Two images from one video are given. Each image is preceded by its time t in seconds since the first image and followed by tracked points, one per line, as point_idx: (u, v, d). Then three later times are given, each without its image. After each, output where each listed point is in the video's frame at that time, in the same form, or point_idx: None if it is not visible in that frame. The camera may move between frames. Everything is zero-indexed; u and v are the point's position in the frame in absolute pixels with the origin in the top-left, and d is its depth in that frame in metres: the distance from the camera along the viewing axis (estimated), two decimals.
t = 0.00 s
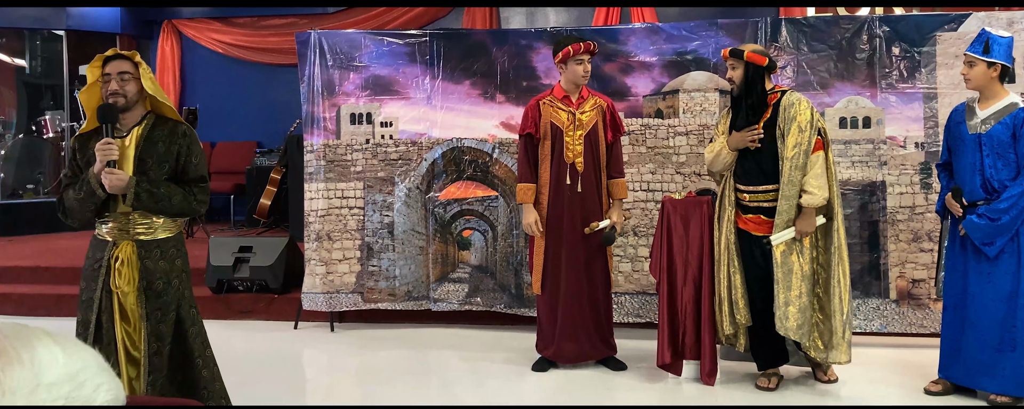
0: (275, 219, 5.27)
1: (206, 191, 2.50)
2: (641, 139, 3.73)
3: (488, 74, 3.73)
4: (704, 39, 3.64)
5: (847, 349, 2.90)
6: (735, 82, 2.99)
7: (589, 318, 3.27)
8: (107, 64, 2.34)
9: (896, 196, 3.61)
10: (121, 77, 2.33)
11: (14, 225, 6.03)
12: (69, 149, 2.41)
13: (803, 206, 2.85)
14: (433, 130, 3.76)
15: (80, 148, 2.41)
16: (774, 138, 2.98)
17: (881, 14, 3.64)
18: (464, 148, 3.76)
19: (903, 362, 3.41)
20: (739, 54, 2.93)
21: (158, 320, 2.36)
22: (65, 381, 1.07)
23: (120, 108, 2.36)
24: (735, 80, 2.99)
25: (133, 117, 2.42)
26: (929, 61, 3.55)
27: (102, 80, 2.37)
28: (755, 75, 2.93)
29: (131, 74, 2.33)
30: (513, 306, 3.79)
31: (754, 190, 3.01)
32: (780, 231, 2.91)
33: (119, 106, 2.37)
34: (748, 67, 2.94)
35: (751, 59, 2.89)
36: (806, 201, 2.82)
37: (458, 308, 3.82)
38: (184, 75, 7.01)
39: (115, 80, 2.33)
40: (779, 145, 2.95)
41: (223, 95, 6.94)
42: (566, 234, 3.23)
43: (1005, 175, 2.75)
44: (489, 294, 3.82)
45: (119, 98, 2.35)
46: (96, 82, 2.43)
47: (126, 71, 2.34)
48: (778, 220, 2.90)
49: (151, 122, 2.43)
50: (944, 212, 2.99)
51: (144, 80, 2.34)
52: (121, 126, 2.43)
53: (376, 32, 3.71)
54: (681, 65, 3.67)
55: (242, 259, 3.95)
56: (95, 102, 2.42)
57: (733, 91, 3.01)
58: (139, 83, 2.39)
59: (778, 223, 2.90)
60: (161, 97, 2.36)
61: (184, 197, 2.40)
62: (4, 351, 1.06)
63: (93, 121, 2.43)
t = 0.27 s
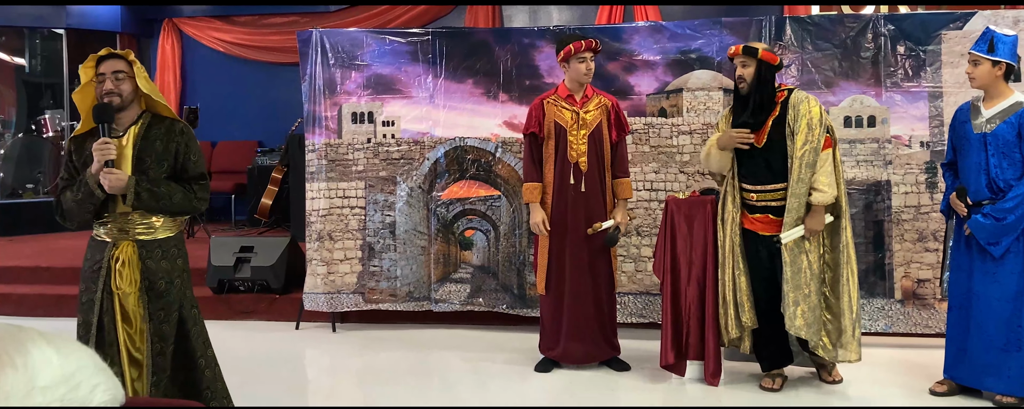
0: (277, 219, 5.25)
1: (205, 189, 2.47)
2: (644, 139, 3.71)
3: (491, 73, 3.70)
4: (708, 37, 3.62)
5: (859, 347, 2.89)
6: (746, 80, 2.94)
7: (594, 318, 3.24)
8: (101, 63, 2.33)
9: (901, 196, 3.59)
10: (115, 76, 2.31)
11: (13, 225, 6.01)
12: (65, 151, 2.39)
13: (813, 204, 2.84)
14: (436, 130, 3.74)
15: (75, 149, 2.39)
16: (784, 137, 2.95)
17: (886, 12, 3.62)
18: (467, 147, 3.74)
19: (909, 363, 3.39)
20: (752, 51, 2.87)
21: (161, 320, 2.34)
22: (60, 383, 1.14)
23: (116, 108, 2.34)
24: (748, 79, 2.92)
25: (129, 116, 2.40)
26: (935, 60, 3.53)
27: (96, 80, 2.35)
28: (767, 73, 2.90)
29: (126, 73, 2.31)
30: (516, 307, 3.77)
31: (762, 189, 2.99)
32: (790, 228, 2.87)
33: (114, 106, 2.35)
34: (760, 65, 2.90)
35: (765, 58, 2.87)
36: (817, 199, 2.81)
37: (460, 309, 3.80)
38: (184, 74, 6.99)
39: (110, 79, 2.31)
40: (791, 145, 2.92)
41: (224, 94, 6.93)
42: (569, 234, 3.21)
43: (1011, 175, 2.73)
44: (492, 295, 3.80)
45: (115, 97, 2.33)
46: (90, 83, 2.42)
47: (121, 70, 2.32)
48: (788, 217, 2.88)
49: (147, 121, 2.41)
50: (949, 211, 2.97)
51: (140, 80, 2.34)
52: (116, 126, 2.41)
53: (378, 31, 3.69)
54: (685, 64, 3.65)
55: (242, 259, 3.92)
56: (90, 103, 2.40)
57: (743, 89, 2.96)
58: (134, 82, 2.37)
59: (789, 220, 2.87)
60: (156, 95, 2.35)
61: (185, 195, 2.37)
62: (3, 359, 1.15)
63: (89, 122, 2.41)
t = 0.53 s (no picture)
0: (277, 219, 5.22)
1: (200, 192, 2.45)
2: (646, 138, 3.69)
3: (492, 72, 3.68)
4: (711, 36, 3.60)
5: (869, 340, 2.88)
6: (778, 77, 2.84)
7: (598, 318, 3.21)
8: (102, 60, 2.33)
9: (905, 195, 3.57)
10: (116, 74, 2.31)
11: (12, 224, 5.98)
12: (62, 148, 2.38)
13: (827, 198, 2.83)
14: (437, 129, 3.72)
15: (71, 147, 2.38)
16: (799, 134, 2.90)
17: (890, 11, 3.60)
18: (468, 146, 3.71)
19: (913, 363, 3.37)
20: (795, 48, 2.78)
21: (153, 322, 2.32)
22: (48, 384, 1.21)
23: (114, 105, 2.33)
24: (779, 75, 2.82)
25: (127, 115, 2.38)
26: (939, 58, 3.51)
27: (96, 76, 2.35)
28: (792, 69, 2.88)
29: (126, 71, 2.31)
30: (517, 307, 3.74)
31: (778, 187, 2.91)
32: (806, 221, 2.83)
33: (113, 104, 2.34)
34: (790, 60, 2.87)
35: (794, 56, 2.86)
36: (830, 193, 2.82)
37: (460, 309, 3.77)
38: (183, 73, 6.96)
39: (110, 77, 2.31)
40: (807, 142, 2.88)
41: (223, 94, 6.90)
42: (571, 233, 3.20)
43: (1017, 174, 2.69)
44: (492, 295, 3.76)
45: (114, 95, 2.32)
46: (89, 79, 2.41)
47: (121, 68, 2.32)
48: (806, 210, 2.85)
49: (146, 121, 2.39)
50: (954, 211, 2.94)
51: (141, 79, 2.34)
52: (113, 124, 2.39)
53: (379, 29, 3.67)
54: (687, 62, 3.63)
55: (242, 259, 3.90)
56: (87, 100, 2.39)
57: (775, 85, 2.85)
58: (135, 81, 2.36)
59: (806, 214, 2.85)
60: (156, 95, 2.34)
61: (179, 198, 2.35)
62: None
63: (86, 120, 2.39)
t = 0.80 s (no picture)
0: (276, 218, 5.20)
1: (196, 196, 2.44)
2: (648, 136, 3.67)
3: (493, 70, 3.66)
4: (713, 34, 3.59)
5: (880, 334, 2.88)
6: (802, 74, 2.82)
7: (600, 317, 3.18)
8: (106, 58, 2.33)
9: (909, 194, 3.54)
10: (119, 72, 2.31)
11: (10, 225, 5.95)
12: (60, 146, 2.36)
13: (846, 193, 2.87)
14: (437, 128, 3.69)
15: (69, 145, 2.37)
16: (816, 130, 2.86)
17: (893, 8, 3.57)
18: (469, 145, 3.69)
19: (917, 363, 3.35)
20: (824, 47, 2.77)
21: (143, 326, 2.31)
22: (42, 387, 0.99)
23: (115, 104, 2.33)
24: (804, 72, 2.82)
25: (127, 115, 2.37)
26: (943, 56, 3.49)
27: (98, 74, 2.35)
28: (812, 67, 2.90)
29: (129, 70, 2.31)
30: (517, 307, 3.72)
31: (799, 184, 2.84)
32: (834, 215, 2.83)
33: (113, 103, 2.33)
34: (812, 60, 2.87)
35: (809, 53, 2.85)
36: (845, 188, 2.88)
37: (460, 310, 3.74)
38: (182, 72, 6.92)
39: (113, 75, 2.31)
40: (823, 140, 2.86)
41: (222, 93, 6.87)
42: (571, 232, 3.18)
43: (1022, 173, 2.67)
44: (493, 295, 3.74)
45: (114, 94, 2.32)
46: (92, 77, 2.41)
47: (124, 67, 2.33)
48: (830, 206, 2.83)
49: (145, 122, 2.37)
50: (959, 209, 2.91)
51: (143, 78, 2.32)
52: (113, 124, 2.38)
53: (380, 27, 3.64)
54: (689, 60, 3.62)
55: (241, 259, 3.87)
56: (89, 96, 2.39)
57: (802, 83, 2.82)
58: (137, 80, 2.36)
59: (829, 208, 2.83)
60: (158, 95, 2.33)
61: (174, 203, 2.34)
62: None
63: (85, 118, 2.38)
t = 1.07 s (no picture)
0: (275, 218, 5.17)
1: (194, 196, 2.45)
2: (651, 134, 3.65)
3: (494, 69, 3.63)
4: (715, 31, 3.57)
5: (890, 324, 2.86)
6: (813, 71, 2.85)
7: (602, 317, 3.16)
8: (107, 55, 2.36)
9: (912, 192, 3.52)
10: (120, 69, 2.34)
11: (7, 225, 5.91)
12: (57, 144, 2.37)
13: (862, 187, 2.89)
14: (438, 127, 3.66)
15: (66, 142, 2.37)
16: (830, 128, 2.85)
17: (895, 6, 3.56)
18: (470, 144, 3.66)
19: (921, 362, 3.33)
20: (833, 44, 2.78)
21: (141, 327, 2.33)
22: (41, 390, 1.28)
23: (114, 101, 2.35)
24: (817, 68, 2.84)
25: (127, 113, 2.40)
26: (946, 54, 3.47)
27: (99, 71, 2.38)
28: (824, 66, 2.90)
29: (131, 67, 2.34)
30: (519, 307, 3.69)
31: (817, 183, 2.82)
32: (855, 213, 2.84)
33: (113, 99, 2.36)
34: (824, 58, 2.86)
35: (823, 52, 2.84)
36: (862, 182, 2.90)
37: (461, 311, 3.70)
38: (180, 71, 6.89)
39: (113, 72, 2.34)
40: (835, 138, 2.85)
41: (221, 92, 6.84)
42: (573, 231, 3.16)
43: None
44: (493, 296, 3.70)
45: (114, 91, 2.34)
46: (92, 74, 2.44)
47: (126, 64, 2.35)
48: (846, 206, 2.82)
49: (145, 120, 2.41)
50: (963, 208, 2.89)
51: (146, 75, 2.37)
52: (113, 122, 2.41)
53: (379, 26, 3.62)
54: (691, 58, 3.60)
55: (241, 259, 3.85)
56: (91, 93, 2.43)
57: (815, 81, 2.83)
58: (138, 78, 2.39)
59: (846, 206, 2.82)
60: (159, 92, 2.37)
61: (172, 203, 2.34)
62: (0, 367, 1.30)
63: (85, 116, 2.39)
